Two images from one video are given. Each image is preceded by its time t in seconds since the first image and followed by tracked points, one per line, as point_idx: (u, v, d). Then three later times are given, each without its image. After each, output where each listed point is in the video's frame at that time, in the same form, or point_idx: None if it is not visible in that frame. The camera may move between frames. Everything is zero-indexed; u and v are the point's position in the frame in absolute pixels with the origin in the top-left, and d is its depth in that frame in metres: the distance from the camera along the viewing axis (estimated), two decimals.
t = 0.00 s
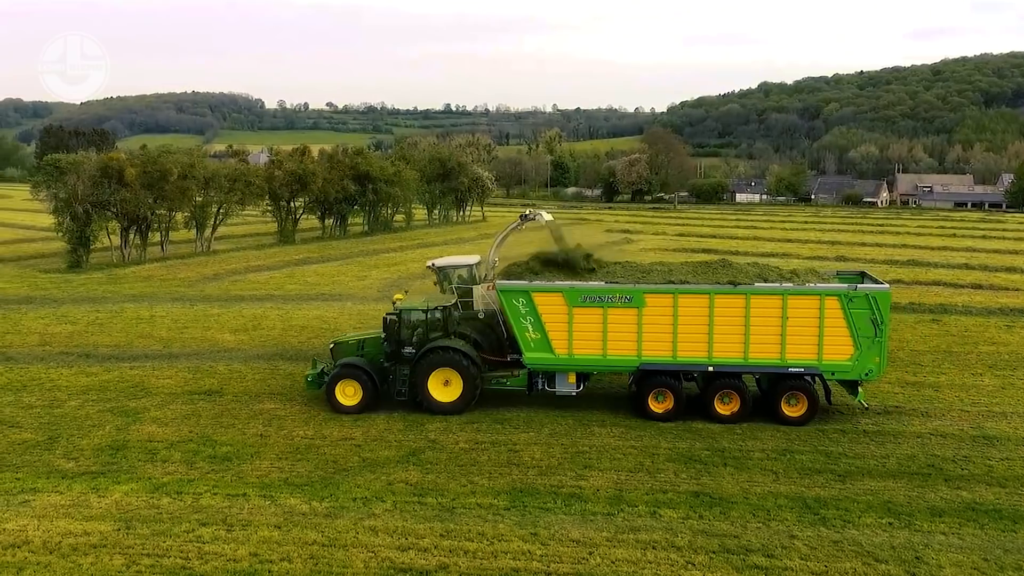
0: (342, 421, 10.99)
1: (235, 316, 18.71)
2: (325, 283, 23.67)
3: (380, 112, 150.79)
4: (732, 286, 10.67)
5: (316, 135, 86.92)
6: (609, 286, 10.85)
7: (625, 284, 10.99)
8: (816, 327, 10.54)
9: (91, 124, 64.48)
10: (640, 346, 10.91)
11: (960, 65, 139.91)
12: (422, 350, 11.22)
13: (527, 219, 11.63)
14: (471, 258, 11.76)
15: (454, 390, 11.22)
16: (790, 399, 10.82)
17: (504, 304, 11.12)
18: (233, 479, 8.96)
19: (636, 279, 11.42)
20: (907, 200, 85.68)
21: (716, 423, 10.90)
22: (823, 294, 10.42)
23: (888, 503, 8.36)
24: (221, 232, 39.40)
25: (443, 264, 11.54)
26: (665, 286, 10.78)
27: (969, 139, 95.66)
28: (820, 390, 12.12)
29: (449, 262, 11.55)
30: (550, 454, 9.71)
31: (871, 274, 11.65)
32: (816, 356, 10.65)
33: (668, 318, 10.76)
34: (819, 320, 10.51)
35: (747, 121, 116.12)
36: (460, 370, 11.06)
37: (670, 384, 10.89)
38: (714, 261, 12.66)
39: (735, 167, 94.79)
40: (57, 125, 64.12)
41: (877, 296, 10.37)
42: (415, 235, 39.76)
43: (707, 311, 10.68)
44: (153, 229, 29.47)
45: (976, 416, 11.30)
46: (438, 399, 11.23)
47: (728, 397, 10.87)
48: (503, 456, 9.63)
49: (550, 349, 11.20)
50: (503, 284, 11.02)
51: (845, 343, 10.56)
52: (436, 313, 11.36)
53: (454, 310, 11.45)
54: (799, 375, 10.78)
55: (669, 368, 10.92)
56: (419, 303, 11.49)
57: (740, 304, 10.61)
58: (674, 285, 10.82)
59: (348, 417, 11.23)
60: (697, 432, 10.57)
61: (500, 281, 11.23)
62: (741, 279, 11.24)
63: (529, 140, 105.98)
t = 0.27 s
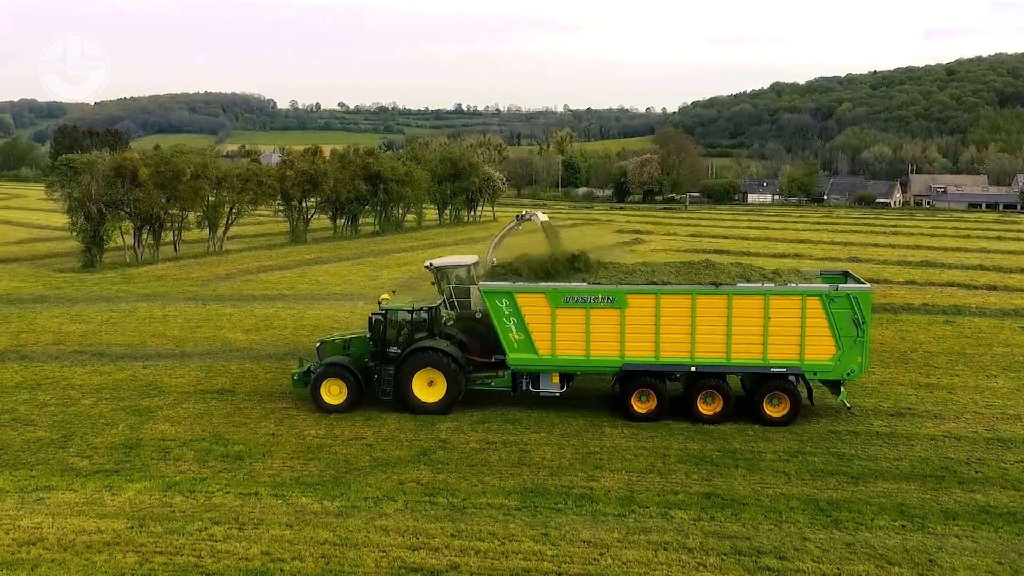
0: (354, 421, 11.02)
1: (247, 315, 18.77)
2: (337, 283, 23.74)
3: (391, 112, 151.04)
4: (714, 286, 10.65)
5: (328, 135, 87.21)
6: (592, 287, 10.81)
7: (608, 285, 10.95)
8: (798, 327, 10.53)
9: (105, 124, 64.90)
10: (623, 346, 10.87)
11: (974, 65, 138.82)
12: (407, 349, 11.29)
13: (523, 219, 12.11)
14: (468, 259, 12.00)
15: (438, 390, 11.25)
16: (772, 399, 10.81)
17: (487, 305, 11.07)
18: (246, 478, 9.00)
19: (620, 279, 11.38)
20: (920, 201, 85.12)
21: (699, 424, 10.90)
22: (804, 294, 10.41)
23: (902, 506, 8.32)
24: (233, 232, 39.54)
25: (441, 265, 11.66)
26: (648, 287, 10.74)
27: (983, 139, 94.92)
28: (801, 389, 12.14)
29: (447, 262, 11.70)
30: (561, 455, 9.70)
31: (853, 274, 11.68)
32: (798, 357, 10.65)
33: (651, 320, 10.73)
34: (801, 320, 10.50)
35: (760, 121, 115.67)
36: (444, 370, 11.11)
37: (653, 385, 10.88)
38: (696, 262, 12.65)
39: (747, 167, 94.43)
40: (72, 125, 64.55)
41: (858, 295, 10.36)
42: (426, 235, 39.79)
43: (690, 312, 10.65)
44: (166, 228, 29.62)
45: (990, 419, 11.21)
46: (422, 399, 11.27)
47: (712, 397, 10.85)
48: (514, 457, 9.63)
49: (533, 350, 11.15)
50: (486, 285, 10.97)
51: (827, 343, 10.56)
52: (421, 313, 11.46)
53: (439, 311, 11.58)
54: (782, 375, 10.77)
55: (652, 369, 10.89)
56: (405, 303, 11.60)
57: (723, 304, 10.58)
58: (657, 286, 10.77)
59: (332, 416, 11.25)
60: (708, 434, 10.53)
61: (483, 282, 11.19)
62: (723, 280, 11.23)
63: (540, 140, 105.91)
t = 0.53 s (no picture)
0: (365, 421, 11.04)
1: (260, 315, 18.84)
2: (349, 283, 23.78)
3: (403, 112, 151.30)
4: (697, 287, 10.61)
5: (340, 135, 87.45)
6: (574, 288, 10.79)
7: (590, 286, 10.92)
8: (780, 329, 10.50)
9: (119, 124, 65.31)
10: (606, 348, 10.85)
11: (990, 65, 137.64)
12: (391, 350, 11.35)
13: (523, 219, 12.57)
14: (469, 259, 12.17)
15: (421, 391, 11.30)
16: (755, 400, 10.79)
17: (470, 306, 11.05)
18: (258, 477, 9.03)
19: (603, 280, 11.36)
20: (935, 202, 84.52)
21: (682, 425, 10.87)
22: (786, 295, 10.38)
23: (916, 509, 8.26)
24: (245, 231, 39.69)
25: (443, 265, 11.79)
26: (630, 288, 10.71)
27: (999, 139, 94.13)
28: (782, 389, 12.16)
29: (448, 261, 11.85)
30: (573, 456, 9.68)
31: (837, 275, 11.66)
32: (780, 358, 10.62)
33: (634, 321, 10.70)
34: (783, 321, 10.47)
35: (773, 121, 115.17)
36: (427, 371, 11.16)
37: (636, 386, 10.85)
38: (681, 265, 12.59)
39: (760, 168, 94.01)
40: (86, 125, 65.01)
41: (839, 297, 10.33)
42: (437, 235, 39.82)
43: (672, 313, 10.63)
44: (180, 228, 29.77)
45: (1006, 422, 11.10)
46: (405, 399, 11.31)
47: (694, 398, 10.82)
48: (526, 457, 9.63)
49: (516, 351, 11.14)
50: (469, 285, 10.95)
51: (809, 345, 10.53)
52: (405, 313, 11.53)
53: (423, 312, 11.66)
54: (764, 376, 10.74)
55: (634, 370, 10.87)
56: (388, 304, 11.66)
57: (704, 306, 10.55)
58: (639, 287, 10.74)
59: (316, 416, 11.30)
60: (720, 435, 10.49)
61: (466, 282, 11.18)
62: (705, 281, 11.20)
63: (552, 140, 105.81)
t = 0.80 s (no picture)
0: (380, 420, 11.06)
1: (276, 314, 18.93)
2: (365, 283, 23.83)
3: (419, 112, 151.53)
4: (677, 288, 10.64)
5: (356, 135, 87.75)
6: (555, 289, 10.84)
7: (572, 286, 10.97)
8: (760, 329, 10.53)
9: (138, 124, 65.85)
10: (587, 348, 10.91)
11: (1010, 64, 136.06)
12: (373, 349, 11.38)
13: (529, 220, 12.67)
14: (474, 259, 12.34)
15: (404, 390, 11.34)
16: (734, 401, 10.83)
17: (453, 306, 11.11)
18: (274, 476, 9.06)
19: (585, 280, 11.40)
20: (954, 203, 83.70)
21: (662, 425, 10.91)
22: (765, 296, 10.41)
23: (935, 513, 8.17)
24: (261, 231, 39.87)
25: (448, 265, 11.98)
26: (611, 288, 10.75)
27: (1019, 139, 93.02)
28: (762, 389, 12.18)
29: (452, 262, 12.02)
30: (588, 457, 9.66)
31: (820, 277, 11.67)
32: (760, 358, 10.66)
33: (615, 321, 10.74)
34: (763, 322, 10.50)
35: (790, 121, 114.47)
36: (409, 370, 11.19)
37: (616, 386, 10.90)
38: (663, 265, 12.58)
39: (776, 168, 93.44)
40: (105, 125, 65.56)
41: (819, 298, 10.36)
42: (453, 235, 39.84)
43: (653, 314, 10.66)
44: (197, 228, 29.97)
45: None
46: (388, 398, 11.34)
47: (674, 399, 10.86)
48: (541, 458, 9.61)
49: (498, 351, 11.20)
50: (451, 285, 11.00)
51: (789, 346, 10.56)
52: (386, 313, 11.57)
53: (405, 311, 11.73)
54: (744, 377, 10.78)
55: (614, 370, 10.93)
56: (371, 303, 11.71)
57: (685, 306, 10.58)
58: (620, 287, 10.78)
59: (300, 414, 11.36)
60: (737, 437, 10.43)
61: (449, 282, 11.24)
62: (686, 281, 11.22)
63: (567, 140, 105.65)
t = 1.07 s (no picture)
0: (396, 420, 11.07)
1: (294, 313, 19.02)
2: (382, 283, 23.87)
3: (436, 112, 151.79)
4: (662, 288, 10.64)
5: (373, 135, 88.05)
6: (541, 288, 10.85)
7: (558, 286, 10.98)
8: (745, 330, 10.51)
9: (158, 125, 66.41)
10: (573, 347, 10.92)
11: None
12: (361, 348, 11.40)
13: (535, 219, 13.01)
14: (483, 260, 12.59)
15: (392, 389, 11.36)
16: (719, 401, 10.80)
17: (440, 305, 11.15)
18: (291, 475, 9.10)
19: (573, 280, 11.41)
20: (976, 203, 82.76)
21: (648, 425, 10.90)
22: (750, 297, 10.38)
23: (957, 517, 8.08)
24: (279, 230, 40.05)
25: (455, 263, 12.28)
26: (596, 288, 10.75)
27: None
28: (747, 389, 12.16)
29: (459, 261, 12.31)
30: (605, 458, 9.62)
31: (807, 278, 11.61)
32: (744, 359, 10.64)
33: (601, 321, 10.74)
34: (748, 323, 10.48)
35: (808, 121, 113.65)
36: (396, 370, 11.21)
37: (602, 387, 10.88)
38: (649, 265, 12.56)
39: (795, 168, 92.77)
40: (125, 126, 66.20)
41: (803, 299, 10.33)
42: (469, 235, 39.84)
43: (638, 314, 10.65)
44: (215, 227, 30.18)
45: None
46: (376, 397, 11.37)
47: (660, 399, 10.84)
48: (558, 458, 9.60)
49: (485, 350, 11.23)
50: (438, 284, 11.04)
51: (774, 347, 10.55)
52: (373, 312, 11.61)
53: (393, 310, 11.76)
54: (729, 378, 10.75)
55: (600, 370, 10.92)
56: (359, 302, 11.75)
57: (670, 306, 10.57)
58: (605, 287, 10.78)
59: (289, 412, 11.43)
60: (755, 439, 10.36)
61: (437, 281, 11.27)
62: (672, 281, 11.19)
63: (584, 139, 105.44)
